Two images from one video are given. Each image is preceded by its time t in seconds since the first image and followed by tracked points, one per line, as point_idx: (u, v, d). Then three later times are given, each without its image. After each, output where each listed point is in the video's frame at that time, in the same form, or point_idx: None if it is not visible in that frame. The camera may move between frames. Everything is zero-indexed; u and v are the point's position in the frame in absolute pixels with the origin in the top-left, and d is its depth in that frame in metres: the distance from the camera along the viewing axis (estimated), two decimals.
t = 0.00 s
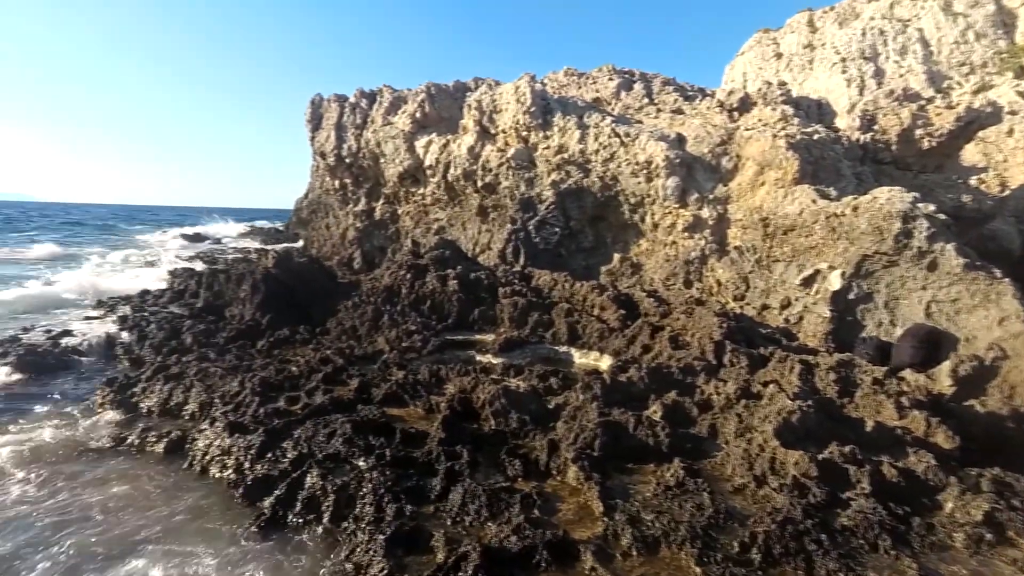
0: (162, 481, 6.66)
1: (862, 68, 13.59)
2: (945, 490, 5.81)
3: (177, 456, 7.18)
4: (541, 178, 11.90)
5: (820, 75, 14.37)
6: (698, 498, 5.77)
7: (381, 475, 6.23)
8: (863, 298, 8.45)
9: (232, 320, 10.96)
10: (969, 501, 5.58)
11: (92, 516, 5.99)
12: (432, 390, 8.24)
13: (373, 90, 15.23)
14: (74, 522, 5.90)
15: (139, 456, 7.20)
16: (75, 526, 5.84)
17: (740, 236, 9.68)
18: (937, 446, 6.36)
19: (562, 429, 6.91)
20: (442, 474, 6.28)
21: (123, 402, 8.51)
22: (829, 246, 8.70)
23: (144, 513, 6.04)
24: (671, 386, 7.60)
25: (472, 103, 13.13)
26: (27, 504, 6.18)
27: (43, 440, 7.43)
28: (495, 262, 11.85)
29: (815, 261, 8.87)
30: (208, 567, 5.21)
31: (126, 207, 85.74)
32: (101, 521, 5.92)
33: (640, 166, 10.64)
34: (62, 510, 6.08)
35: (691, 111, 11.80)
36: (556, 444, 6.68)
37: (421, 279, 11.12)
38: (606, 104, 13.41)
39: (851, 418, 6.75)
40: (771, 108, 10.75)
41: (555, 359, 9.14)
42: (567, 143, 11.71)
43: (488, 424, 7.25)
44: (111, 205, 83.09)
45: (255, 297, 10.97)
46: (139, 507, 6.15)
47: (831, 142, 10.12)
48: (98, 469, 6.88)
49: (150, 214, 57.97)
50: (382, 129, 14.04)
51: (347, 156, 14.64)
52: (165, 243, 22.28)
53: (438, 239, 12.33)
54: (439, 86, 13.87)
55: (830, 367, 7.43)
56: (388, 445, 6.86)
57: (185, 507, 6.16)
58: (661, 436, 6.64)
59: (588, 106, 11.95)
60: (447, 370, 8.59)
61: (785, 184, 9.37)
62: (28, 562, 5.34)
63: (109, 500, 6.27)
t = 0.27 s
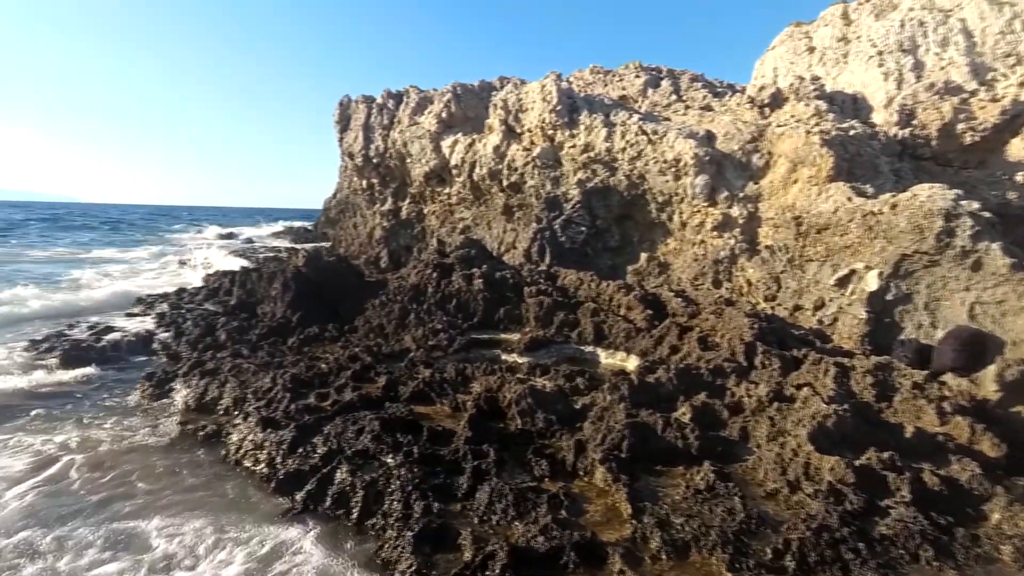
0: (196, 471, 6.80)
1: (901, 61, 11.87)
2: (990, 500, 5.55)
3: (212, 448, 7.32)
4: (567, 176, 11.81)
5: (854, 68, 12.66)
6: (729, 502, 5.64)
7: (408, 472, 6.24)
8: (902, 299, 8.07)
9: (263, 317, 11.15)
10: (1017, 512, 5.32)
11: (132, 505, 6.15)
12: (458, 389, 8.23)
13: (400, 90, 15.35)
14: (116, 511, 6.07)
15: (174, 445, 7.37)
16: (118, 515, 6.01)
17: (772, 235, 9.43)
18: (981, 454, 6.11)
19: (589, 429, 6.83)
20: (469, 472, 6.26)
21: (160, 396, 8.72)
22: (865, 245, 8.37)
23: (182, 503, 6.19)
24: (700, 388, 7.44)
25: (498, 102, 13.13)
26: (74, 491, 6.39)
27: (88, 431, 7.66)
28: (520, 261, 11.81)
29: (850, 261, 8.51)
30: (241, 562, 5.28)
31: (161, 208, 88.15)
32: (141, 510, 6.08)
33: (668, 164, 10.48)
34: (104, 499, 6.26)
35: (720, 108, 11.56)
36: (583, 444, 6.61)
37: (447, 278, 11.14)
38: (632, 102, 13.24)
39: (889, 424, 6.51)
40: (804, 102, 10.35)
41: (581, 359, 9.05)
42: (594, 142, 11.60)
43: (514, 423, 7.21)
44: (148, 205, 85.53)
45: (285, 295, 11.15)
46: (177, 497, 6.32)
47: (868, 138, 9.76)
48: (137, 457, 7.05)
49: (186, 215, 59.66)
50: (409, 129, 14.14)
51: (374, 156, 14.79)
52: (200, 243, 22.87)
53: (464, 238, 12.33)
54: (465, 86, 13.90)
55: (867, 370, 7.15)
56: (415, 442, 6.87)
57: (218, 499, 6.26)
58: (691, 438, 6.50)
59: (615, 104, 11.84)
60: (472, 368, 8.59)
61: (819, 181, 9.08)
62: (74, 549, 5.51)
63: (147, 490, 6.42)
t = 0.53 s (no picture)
0: (231, 459, 6.99)
1: (943, 53, 11.38)
2: None
3: (245, 439, 7.47)
4: (595, 174, 11.72)
5: (892, 61, 12.19)
6: (760, 507, 5.53)
7: (436, 470, 6.31)
8: (942, 300, 7.74)
9: (294, 314, 11.35)
10: None
11: (170, 491, 6.34)
12: (484, 387, 8.25)
13: (428, 90, 15.44)
14: (154, 497, 6.25)
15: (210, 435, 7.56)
16: (156, 502, 6.19)
17: (806, 233, 9.20)
18: None
19: (617, 430, 6.79)
20: (496, 471, 6.27)
21: (196, 390, 8.96)
22: (904, 243, 8.04)
23: (217, 491, 6.33)
24: (731, 390, 7.30)
25: (525, 100, 13.11)
26: (114, 477, 6.60)
27: (128, 422, 7.91)
28: (547, 259, 11.77)
29: (887, 261, 8.20)
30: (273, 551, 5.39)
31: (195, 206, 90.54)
32: (177, 497, 6.25)
33: (697, 161, 10.32)
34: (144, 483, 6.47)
35: (752, 104, 11.32)
36: (611, 445, 6.57)
37: (474, 276, 11.19)
38: (661, 98, 13.06)
39: (928, 429, 6.30)
40: (840, 97, 10.03)
41: (607, 359, 8.97)
42: (622, 139, 11.48)
43: (541, 423, 7.19)
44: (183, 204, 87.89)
45: (315, 292, 11.34)
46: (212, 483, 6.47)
47: (908, 133, 9.43)
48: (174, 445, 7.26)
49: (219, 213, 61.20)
50: (436, 128, 14.23)
51: (402, 155, 14.93)
52: (232, 241, 23.40)
53: (490, 237, 12.34)
54: (492, 84, 13.92)
55: (905, 373, 6.91)
56: (442, 440, 6.90)
57: (252, 486, 6.43)
58: (721, 440, 6.40)
59: (644, 101, 11.73)
60: (499, 367, 8.60)
61: (855, 178, 8.82)
62: (114, 534, 5.70)
63: (184, 475, 6.61)
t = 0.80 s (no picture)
0: (262, 456, 7.11)
1: (976, 50, 11.04)
2: None
3: (268, 436, 7.56)
4: (621, 174, 11.67)
5: (924, 59, 11.87)
6: (795, 515, 5.48)
7: (462, 474, 6.35)
8: (979, 303, 7.43)
9: (320, 313, 11.48)
10: None
11: (205, 489, 6.49)
12: (511, 388, 8.28)
13: (453, 89, 15.51)
14: (188, 495, 6.40)
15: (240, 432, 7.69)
16: (190, 499, 6.33)
17: (837, 234, 9.02)
18: None
19: (645, 433, 6.78)
20: (522, 474, 6.30)
21: (222, 388, 9.14)
22: (939, 244, 7.77)
23: (245, 491, 6.43)
24: (762, 394, 7.22)
25: (551, 99, 13.11)
26: (145, 476, 6.72)
27: (158, 419, 8.07)
28: (572, 259, 11.76)
29: (921, 262, 7.92)
30: (299, 555, 5.45)
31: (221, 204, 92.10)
32: (211, 496, 6.38)
33: (726, 160, 10.22)
34: (179, 480, 6.65)
35: (781, 102, 11.15)
36: (639, 448, 6.56)
37: (499, 276, 11.22)
38: (688, 97, 12.94)
39: (969, 437, 6.17)
40: (872, 95, 9.86)
41: (633, 360, 8.92)
42: (649, 138, 11.41)
43: (567, 425, 7.20)
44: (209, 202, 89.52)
45: (341, 291, 11.45)
46: (241, 482, 6.60)
47: (942, 131, 9.24)
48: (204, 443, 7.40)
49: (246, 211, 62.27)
50: (462, 127, 14.31)
51: (428, 155, 15.04)
52: (260, 239, 23.79)
53: (515, 236, 12.36)
54: (518, 84, 13.93)
55: (944, 377, 6.76)
56: (467, 442, 6.94)
57: (281, 485, 6.54)
58: (753, 446, 6.34)
59: (671, 100, 11.63)
60: (525, 368, 8.61)
61: (887, 178, 8.66)
62: (150, 528, 5.86)
63: (217, 473, 6.77)
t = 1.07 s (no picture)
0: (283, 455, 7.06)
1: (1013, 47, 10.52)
2: None
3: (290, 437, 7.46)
4: (644, 174, 11.50)
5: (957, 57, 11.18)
6: (830, 528, 5.25)
7: (482, 478, 6.14)
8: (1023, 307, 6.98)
9: (340, 313, 11.41)
10: None
11: (224, 487, 6.47)
12: (532, 390, 8.12)
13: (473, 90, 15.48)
14: (208, 491, 6.40)
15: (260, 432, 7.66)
16: (210, 496, 6.33)
17: (869, 236, 8.62)
18: None
19: (671, 439, 6.58)
20: (544, 479, 6.14)
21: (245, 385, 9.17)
22: (977, 247, 7.44)
23: (262, 492, 6.38)
24: (792, 400, 6.94)
25: (572, 100, 13.00)
26: (165, 475, 6.67)
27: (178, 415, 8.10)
28: (592, 260, 11.68)
29: (960, 264, 7.54)
30: (317, 562, 5.34)
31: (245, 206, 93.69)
32: (230, 494, 6.36)
33: (752, 160, 9.98)
34: (200, 478, 6.64)
35: (809, 100, 10.58)
36: (665, 455, 6.38)
37: (519, 277, 11.11)
38: (711, 97, 12.68)
39: (1019, 449, 5.86)
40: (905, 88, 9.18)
41: (656, 363, 8.70)
42: (672, 138, 11.19)
43: (590, 430, 7.04)
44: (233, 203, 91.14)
45: (361, 291, 11.41)
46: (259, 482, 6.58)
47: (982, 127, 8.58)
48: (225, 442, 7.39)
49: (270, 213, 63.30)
50: (482, 128, 14.27)
51: (448, 156, 15.06)
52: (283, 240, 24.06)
53: (535, 237, 12.24)
54: (539, 84, 13.83)
55: (987, 387, 6.30)
56: (488, 446, 6.79)
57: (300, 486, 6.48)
58: (784, 454, 6.11)
59: (695, 99, 11.38)
60: (546, 370, 8.45)
61: (922, 178, 8.27)
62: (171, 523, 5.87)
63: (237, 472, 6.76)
